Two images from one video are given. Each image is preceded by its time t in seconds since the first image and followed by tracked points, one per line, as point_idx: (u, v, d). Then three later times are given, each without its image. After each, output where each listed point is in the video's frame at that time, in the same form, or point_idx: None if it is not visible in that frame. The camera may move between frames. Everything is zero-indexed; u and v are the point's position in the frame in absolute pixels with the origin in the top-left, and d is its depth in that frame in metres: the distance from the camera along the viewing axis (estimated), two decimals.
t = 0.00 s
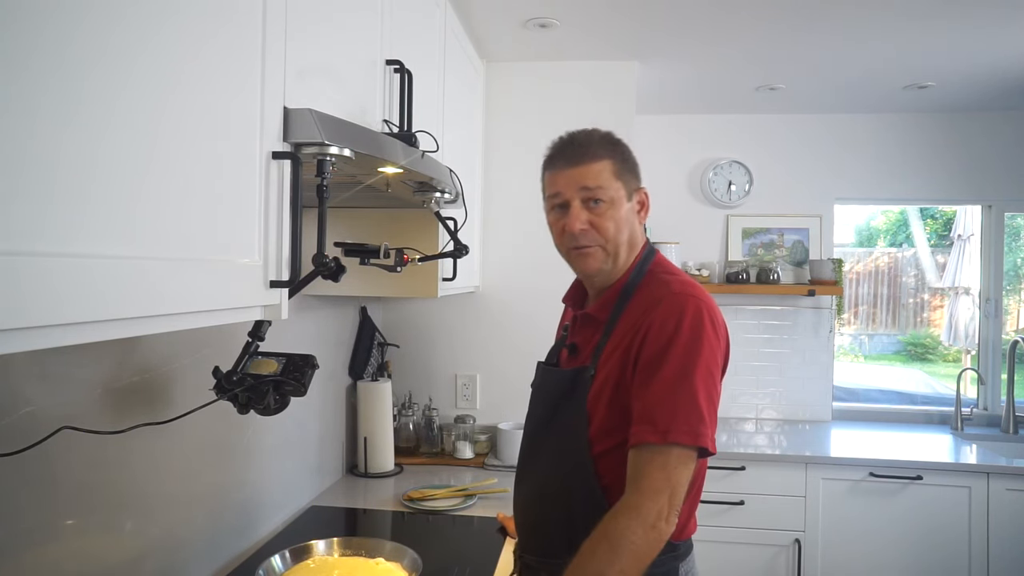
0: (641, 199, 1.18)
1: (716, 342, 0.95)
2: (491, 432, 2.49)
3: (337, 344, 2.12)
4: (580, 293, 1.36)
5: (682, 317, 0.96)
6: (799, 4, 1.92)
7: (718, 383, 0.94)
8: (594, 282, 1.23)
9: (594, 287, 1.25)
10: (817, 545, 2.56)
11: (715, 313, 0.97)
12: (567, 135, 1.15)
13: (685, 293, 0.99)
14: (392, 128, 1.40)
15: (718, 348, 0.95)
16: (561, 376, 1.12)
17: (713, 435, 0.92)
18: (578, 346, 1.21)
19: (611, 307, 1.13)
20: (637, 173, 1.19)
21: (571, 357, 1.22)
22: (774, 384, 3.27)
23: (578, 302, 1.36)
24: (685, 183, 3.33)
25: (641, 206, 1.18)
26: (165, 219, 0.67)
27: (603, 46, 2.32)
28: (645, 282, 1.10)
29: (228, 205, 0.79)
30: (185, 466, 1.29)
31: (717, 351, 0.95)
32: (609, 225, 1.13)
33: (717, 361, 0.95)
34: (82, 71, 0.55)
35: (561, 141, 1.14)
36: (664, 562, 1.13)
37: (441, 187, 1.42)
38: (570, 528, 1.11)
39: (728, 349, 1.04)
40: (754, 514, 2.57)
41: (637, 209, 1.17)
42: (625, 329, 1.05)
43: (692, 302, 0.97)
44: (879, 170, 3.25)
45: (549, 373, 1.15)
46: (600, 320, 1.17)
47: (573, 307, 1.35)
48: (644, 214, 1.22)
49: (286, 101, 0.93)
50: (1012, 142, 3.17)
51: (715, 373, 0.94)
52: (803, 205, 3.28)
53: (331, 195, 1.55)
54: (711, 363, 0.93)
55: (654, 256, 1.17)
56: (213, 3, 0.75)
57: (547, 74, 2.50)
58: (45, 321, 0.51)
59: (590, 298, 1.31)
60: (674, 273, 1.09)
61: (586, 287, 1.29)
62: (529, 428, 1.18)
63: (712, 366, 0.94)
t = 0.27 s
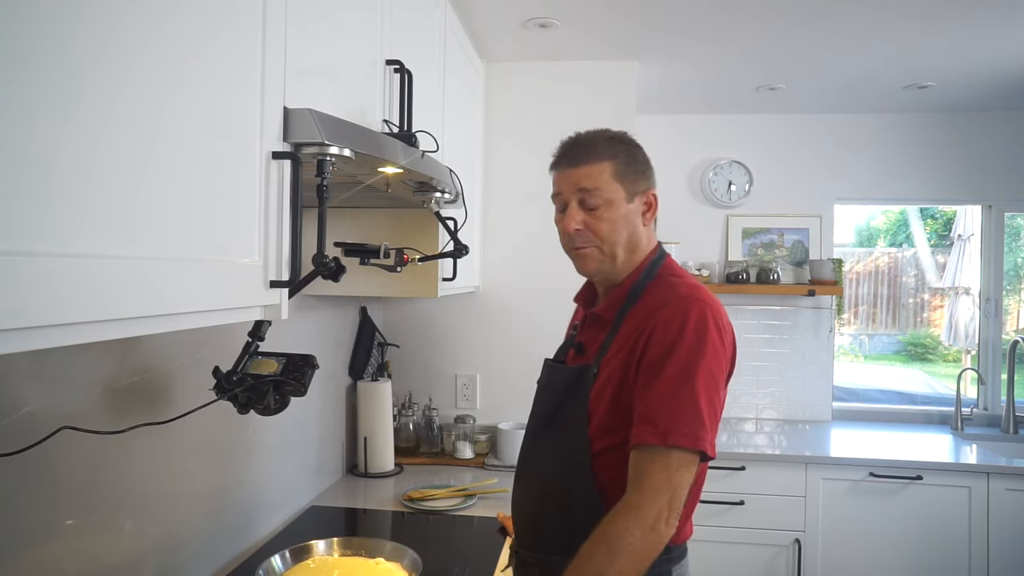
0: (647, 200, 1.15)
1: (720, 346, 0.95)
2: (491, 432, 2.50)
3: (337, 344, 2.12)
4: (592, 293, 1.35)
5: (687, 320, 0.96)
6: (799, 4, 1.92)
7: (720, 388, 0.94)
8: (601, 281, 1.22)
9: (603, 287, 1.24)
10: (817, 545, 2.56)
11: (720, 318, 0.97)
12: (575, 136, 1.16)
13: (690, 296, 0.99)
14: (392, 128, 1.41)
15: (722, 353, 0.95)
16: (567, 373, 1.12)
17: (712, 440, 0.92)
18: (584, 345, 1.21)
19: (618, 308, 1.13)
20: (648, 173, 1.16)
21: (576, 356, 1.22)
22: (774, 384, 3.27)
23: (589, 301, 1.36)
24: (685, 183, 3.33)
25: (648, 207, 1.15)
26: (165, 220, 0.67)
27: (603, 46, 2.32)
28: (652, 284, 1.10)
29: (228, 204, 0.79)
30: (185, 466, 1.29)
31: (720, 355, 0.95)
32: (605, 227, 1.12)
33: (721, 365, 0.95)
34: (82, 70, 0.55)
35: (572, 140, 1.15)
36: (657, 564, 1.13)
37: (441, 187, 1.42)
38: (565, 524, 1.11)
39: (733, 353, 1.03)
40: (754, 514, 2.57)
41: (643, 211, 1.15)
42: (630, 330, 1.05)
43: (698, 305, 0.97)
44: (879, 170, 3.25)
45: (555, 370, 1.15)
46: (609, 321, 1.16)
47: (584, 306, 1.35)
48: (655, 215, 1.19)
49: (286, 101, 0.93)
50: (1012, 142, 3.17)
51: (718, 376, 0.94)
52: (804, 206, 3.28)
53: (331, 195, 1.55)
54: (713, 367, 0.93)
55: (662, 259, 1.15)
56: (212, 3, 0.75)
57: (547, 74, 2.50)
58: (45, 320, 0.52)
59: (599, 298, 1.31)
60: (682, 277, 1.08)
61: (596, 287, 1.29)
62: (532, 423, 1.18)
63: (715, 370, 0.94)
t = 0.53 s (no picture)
0: (633, 209, 1.12)
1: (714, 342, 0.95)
2: (491, 432, 2.50)
3: (337, 344, 2.12)
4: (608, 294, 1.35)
5: (678, 317, 0.96)
6: (799, 4, 1.92)
7: (714, 383, 0.94)
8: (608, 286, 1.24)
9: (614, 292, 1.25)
10: (817, 545, 2.56)
11: (713, 313, 0.97)
12: (572, 143, 1.17)
13: (679, 291, 0.98)
14: (392, 128, 1.41)
15: (716, 349, 0.95)
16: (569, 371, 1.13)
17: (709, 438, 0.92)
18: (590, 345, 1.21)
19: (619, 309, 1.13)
20: (639, 178, 1.12)
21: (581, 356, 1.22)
22: (774, 384, 3.27)
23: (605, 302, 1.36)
24: (685, 183, 3.33)
25: (636, 214, 1.12)
26: (165, 220, 0.67)
27: (603, 45, 2.32)
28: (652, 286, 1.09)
29: (228, 204, 0.79)
30: (185, 466, 1.29)
31: (714, 352, 0.94)
32: (586, 236, 1.14)
33: (716, 362, 0.94)
34: (82, 70, 0.55)
35: (571, 147, 1.16)
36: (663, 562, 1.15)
37: (441, 187, 1.42)
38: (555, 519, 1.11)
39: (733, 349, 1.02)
40: (754, 514, 2.57)
41: (629, 219, 1.13)
42: (624, 327, 1.05)
43: (690, 302, 0.97)
44: (879, 170, 3.25)
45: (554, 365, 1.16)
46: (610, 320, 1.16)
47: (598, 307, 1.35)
48: (652, 221, 1.15)
49: (286, 101, 0.93)
50: (1012, 142, 3.17)
51: (712, 374, 0.94)
52: (804, 206, 3.28)
53: (331, 195, 1.55)
54: (707, 364, 0.93)
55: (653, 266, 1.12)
56: (212, 3, 0.75)
57: (547, 74, 2.50)
58: (45, 320, 0.52)
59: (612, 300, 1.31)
60: (683, 278, 1.07)
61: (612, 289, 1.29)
62: (534, 417, 1.19)
63: (707, 367, 0.93)
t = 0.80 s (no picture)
0: (623, 209, 1.11)
1: (703, 337, 0.94)
2: (491, 432, 2.50)
3: (337, 344, 2.12)
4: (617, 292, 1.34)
5: (665, 314, 0.95)
6: (799, 4, 1.92)
7: (704, 379, 0.93)
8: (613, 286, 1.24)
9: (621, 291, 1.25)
10: (817, 545, 2.56)
11: (701, 307, 0.96)
12: (567, 146, 1.17)
13: (665, 287, 0.98)
14: (392, 128, 1.41)
15: (706, 345, 0.94)
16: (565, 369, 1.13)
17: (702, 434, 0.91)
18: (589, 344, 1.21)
19: (616, 306, 1.13)
20: (630, 178, 1.11)
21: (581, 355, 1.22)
22: (774, 384, 3.27)
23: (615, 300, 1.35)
24: (686, 183, 3.33)
25: (627, 214, 1.12)
26: (165, 220, 0.67)
27: (603, 45, 2.32)
28: (648, 284, 1.09)
29: (228, 204, 0.79)
30: (185, 466, 1.29)
31: (704, 347, 0.94)
32: (580, 239, 1.15)
33: (706, 358, 0.94)
34: (81, 70, 0.55)
35: (567, 149, 1.16)
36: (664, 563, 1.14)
37: (441, 187, 1.42)
38: (550, 515, 1.12)
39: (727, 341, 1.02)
40: (754, 514, 2.57)
41: (621, 220, 1.12)
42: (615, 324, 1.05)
43: (677, 297, 0.96)
44: (879, 170, 3.25)
45: (552, 361, 1.17)
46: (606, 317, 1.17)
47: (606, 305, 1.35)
48: (646, 221, 1.14)
49: (286, 101, 0.93)
50: (1012, 142, 3.17)
51: (701, 369, 0.93)
52: (804, 206, 3.28)
53: (331, 195, 1.55)
54: (696, 360, 0.93)
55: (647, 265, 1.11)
56: (212, 2, 0.75)
57: (547, 74, 2.50)
58: (45, 320, 0.52)
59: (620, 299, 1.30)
60: (680, 276, 1.07)
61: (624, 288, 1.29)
62: (532, 417, 1.19)
63: (697, 363, 0.93)
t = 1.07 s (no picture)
0: (633, 208, 1.12)
1: (704, 336, 0.94)
2: (491, 432, 2.50)
3: (337, 344, 2.12)
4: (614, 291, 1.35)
5: (664, 315, 0.95)
6: (801, 4, 1.92)
7: (710, 378, 0.93)
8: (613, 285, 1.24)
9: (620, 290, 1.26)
10: (817, 545, 2.56)
11: (699, 306, 0.96)
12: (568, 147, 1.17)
13: (661, 289, 0.98)
14: (392, 128, 1.41)
15: (708, 344, 0.94)
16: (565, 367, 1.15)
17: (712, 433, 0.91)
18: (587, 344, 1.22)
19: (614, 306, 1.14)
20: (639, 178, 1.12)
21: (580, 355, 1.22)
22: (774, 384, 3.27)
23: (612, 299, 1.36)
24: (685, 183, 3.33)
25: (636, 213, 1.12)
26: (166, 219, 0.67)
27: (603, 45, 2.32)
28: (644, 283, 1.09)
29: (228, 204, 0.79)
30: (185, 465, 1.29)
31: (705, 346, 0.94)
32: (588, 239, 1.14)
33: (708, 357, 0.94)
34: (80, 69, 0.55)
35: (568, 150, 1.16)
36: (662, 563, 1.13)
37: (441, 187, 1.42)
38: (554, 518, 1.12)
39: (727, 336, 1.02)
40: (754, 514, 2.57)
41: (630, 218, 1.12)
42: (613, 328, 1.05)
43: (675, 297, 0.96)
44: (879, 170, 3.25)
45: (552, 363, 1.18)
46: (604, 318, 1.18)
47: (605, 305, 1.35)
48: (652, 220, 1.15)
49: (286, 101, 0.93)
50: (1013, 142, 3.17)
51: (705, 369, 0.93)
52: (804, 206, 3.28)
53: (331, 195, 1.55)
54: (700, 361, 0.93)
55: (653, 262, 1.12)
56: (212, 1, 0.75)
57: (548, 73, 2.50)
58: (45, 320, 0.51)
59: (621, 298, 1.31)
60: (673, 273, 1.07)
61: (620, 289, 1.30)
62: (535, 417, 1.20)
63: (700, 363, 0.93)
